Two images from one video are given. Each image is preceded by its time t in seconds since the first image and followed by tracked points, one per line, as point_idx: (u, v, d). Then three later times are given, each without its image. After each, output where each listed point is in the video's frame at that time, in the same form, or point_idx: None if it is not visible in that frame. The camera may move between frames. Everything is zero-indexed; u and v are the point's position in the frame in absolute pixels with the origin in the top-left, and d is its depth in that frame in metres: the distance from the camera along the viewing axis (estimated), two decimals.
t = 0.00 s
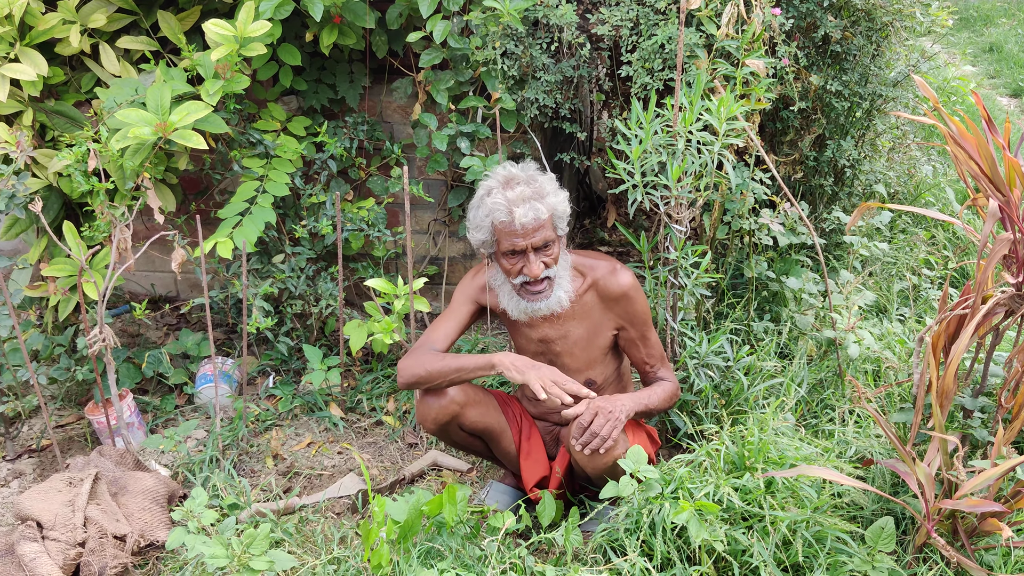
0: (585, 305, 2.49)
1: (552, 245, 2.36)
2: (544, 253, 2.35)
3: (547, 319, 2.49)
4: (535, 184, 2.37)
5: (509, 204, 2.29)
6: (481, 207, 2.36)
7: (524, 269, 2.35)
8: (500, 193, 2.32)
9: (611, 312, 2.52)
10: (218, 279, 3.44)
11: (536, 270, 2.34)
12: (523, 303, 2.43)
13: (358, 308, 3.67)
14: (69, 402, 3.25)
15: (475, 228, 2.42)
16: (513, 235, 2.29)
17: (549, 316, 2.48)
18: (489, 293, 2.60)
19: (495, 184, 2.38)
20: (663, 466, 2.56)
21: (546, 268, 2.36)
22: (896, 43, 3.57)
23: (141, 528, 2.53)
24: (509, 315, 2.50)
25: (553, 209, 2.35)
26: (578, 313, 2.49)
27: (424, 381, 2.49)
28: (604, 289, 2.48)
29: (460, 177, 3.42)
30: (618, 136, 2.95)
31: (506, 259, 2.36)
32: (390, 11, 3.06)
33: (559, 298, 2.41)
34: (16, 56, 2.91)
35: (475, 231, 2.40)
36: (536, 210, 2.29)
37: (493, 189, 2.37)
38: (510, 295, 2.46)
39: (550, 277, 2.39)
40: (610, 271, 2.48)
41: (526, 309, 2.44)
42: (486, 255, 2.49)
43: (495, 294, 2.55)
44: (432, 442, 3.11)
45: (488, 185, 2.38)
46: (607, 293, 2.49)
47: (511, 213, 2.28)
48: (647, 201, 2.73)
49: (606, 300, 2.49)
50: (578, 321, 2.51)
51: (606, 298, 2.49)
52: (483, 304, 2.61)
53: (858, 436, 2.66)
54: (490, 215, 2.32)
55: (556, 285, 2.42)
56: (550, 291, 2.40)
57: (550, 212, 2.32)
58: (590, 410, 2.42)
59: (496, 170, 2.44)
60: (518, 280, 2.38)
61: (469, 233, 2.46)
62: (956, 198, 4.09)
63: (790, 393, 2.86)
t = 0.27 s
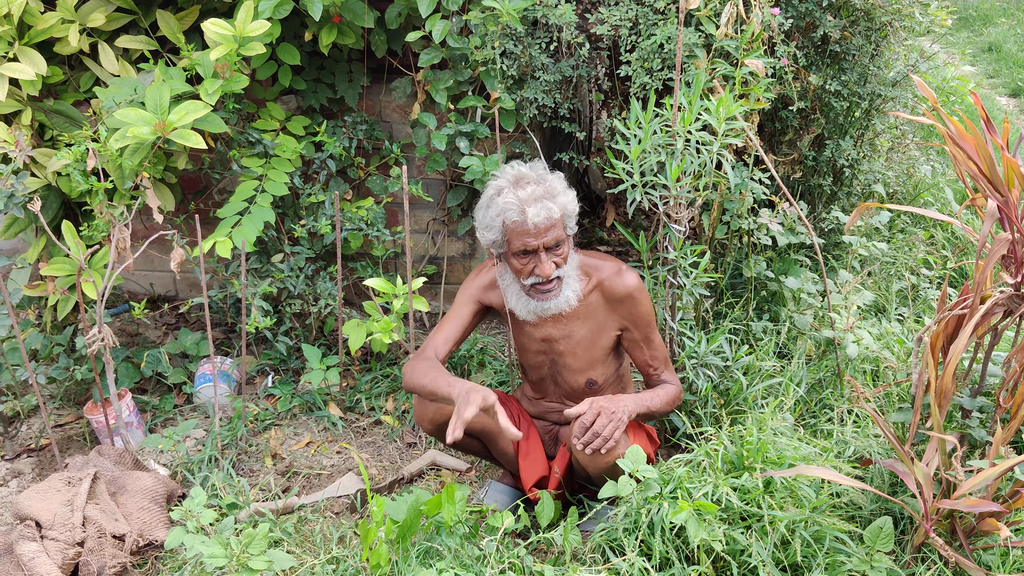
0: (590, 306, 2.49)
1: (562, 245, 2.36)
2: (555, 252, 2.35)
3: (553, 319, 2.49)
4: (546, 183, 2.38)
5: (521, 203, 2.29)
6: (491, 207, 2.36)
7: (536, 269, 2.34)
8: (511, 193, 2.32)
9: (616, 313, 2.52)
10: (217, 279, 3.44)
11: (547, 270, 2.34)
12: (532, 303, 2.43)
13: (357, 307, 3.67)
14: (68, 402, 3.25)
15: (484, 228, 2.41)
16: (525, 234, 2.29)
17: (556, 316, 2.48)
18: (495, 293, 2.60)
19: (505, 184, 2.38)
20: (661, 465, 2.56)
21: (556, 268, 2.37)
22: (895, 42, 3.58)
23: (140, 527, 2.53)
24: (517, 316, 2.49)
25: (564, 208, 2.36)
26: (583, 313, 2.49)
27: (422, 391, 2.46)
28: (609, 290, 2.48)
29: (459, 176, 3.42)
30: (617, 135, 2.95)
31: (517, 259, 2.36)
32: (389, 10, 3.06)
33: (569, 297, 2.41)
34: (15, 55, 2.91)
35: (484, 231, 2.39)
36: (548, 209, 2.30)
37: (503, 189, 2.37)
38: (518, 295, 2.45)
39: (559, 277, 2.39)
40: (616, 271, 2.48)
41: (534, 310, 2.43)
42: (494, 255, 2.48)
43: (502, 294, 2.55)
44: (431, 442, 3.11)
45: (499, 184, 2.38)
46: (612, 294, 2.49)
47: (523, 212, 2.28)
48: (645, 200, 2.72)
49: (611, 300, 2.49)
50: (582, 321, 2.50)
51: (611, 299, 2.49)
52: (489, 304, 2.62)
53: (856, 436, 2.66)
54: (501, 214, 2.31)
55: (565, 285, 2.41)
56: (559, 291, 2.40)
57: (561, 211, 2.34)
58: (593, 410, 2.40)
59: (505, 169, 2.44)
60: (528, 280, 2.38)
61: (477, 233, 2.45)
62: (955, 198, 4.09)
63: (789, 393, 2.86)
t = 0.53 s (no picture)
0: (595, 307, 2.49)
1: (567, 254, 2.33)
2: (558, 262, 2.32)
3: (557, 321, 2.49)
4: (550, 191, 2.34)
5: (524, 213, 2.26)
6: (495, 215, 2.33)
7: (539, 278, 2.32)
8: (515, 202, 2.29)
9: (620, 315, 2.53)
10: (216, 277, 3.45)
11: (550, 279, 2.32)
12: (537, 309, 2.42)
13: (355, 305, 3.67)
14: (67, 400, 3.25)
15: (489, 234, 2.39)
16: (528, 244, 2.26)
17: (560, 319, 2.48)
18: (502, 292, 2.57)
19: (509, 192, 2.35)
20: (659, 463, 2.56)
21: (559, 277, 2.34)
22: (894, 40, 3.58)
23: (138, 525, 2.53)
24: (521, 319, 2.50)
25: (569, 217, 2.33)
26: (587, 315, 2.49)
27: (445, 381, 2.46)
28: (614, 292, 2.48)
29: (458, 175, 3.41)
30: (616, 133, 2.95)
31: (520, 267, 2.34)
32: (387, 8, 3.06)
33: (573, 303, 2.41)
34: (13, 54, 2.91)
35: (489, 238, 2.37)
36: (552, 219, 2.25)
37: (507, 197, 2.33)
38: (523, 300, 2.44)
39: (563, 284, 2.38)
40: (622, 273, 2.48)
41: (539, 315, 2.43)
42: (499, 261, 2.45)
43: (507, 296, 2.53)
44: (430, 440, 3.11)
45: (503, 192, 2.35)
46: (617, 295, 2.48)
47: (525, 223, 2.25)
48: (644, 198, 2.72)
49: (615, 303, 2.49)
50: (586, 323, 2.50)
51: (615, 301, 2.49)
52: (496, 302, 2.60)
53: (855, 433, 2.66)
54: (505, 223, 2.29)
55: (570, 291, 2.40)
56: (562, 298, 2.38)
57: (565, 221, 2.30)
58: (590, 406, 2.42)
59: (510, 175, 2.40)
60: (533, 287, 2.37)
61: (482, 239, 2.43)
62: (954, 196, 4.09)
63: (788, 390, 2.86)
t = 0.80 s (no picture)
0: (600, 306, 2.49)
1: (572, 247, 2.34)
2: (563, 254, 2.33)
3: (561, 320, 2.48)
4: (557, 184, 2.36)
5: (530, 203, 2.28)
6: (502, 206, 2.35)
7: (544, 271, 2.33)
8: (522, 192, 2.31)
9: (624, 314, 2.53)
10: (215, 276, 3.45)
11: (555, 273, 2.32)
12: (541, 305, 2.42)
13: (354, 304, 3.67)
14: (66, 399, 3.25)
15: (495, 225, 2.41)
16: (533, 235, 2.28)
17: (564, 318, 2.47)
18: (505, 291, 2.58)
19: (517, 183, 2.37)
20: (658, 461, 2.56)
21: (564, 271, 2.35)
22: (893, 38, 3.58)
23: (137, 524, 2.54)
24: (524, 316, 2.49)
25: (575, 211, 2.34)
26: (592, 314, 2.48)
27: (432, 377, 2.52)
28: (618, 291, 2.48)
29: (457, 173, 3.41)
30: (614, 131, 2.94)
31: (525, 259, 2.34)
32: (385, 7, 3.05)
33: (577, 301, 2.40)
34: (10, 52, 2.90)
35: (495, 229, 2.39)
36: (558, 210, 2.28)
37: (515, 188, 2.36)
38: (527, 294, 2.44)
39: (568, 280, 2.38)
40: (626, 272, 2.48)
41: (543, 311, 2.43)
42: (504, 253, 2.47)
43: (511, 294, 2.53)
44: (429, 438, 3.11)
45: (511, 183, 2.38)
46: (622, 295, 2.48)
47: (532, 212, 2.27)
48: (643, 197, 2.73)
49: (620, 301, 2.50)
50: (591, 322, 2.50)
51: (620, 300, 2.49)
52: (498, 301, 2.60)
53: (854, 431, 2.66)
54: (511, 214, 2.31)
55: (574, 287, 2.40)
56: (567, 294, 2.39)
57: (572, 213, 2.32)
58: (598, 399, 2.40)
59: (518, 168, 2.43)
60: (537, 282, 2.37)
61: (488, 231, 2.45)
62: (952, 194, 4.09)
63: (787, 388, 2.86)
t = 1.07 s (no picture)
0: (594, 303, 2.49)
1: (560, 258, 2.33)
2: (551, 266, 2.33)
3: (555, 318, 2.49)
4: (544, 196, 2.34)
5: (514, 220, 2.26)
6: (488, 220, 2.35)
7: (532, 281, 2.34)
8: (507, 208, 2.30)
9: (620, 309, 2.52)
10: (215, 275, 3.45)
11: (543, 283, 2.34)
12: (532, 308, 2.44)
13: (354, 303, 3.67)
14: (67, 398, 3.26)
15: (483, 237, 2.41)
16: (519, 251, 2.28)
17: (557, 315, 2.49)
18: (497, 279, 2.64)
19: (503, 197, 2.36)
20: (658, 460, 2.56)
21: (553, 280, 2.35)
22: (892, 37, 3.59)
23: (137, 524, 2.54)
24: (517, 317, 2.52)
25: (563, 223, 2.33)
26: (586, 310, 2.49)
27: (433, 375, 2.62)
28: (613, 287, 2.48)
29: (457, 172, 3.42)
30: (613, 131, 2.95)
31: (513, 270, 2.35)
32: (385, 6, 3.06)
33: (568, 303, 2.42)
34: (10, 52, 2.91)
35: (483, 241, 2.40)
36: (543, 226, 2.26)
37: (501, 202, 2.35)
38: (518, 298, 2.47)
39: (557, 287, 2.38)
40: (620, 268, 2.48)
41: (535, 315, 2.45)
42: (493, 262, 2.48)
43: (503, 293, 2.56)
44: (429, 437, 3.11)
45: (496, 196, 2.37)
46: (617, 290, 2.48)
47: (517, 230, 2.25)
48: (642, 196, 2.73)
49: (615, 297, 2.49)
50: (586, 318, 2.50)
51: (615, 296, 2.49)
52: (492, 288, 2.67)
53: (853, 430, 2.66)
54: (497, 229, 2.31)
55: (564, 293, 2.41)
56: (556, 299, 2.40)
57: (559, 227, 2.30)
58: (600, 399, 2.39)
59: (505, 178, 2.43)
60: (526, 290, 2.38)
61: (477, 241, 2.45)
62: (953, 192, 4.10)
63: (786, 387, 2.87)
